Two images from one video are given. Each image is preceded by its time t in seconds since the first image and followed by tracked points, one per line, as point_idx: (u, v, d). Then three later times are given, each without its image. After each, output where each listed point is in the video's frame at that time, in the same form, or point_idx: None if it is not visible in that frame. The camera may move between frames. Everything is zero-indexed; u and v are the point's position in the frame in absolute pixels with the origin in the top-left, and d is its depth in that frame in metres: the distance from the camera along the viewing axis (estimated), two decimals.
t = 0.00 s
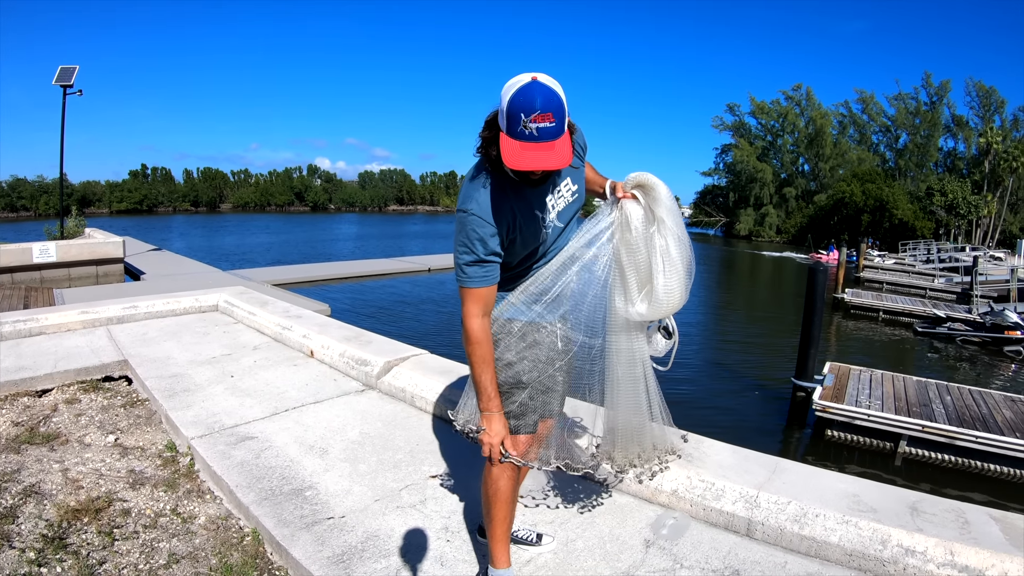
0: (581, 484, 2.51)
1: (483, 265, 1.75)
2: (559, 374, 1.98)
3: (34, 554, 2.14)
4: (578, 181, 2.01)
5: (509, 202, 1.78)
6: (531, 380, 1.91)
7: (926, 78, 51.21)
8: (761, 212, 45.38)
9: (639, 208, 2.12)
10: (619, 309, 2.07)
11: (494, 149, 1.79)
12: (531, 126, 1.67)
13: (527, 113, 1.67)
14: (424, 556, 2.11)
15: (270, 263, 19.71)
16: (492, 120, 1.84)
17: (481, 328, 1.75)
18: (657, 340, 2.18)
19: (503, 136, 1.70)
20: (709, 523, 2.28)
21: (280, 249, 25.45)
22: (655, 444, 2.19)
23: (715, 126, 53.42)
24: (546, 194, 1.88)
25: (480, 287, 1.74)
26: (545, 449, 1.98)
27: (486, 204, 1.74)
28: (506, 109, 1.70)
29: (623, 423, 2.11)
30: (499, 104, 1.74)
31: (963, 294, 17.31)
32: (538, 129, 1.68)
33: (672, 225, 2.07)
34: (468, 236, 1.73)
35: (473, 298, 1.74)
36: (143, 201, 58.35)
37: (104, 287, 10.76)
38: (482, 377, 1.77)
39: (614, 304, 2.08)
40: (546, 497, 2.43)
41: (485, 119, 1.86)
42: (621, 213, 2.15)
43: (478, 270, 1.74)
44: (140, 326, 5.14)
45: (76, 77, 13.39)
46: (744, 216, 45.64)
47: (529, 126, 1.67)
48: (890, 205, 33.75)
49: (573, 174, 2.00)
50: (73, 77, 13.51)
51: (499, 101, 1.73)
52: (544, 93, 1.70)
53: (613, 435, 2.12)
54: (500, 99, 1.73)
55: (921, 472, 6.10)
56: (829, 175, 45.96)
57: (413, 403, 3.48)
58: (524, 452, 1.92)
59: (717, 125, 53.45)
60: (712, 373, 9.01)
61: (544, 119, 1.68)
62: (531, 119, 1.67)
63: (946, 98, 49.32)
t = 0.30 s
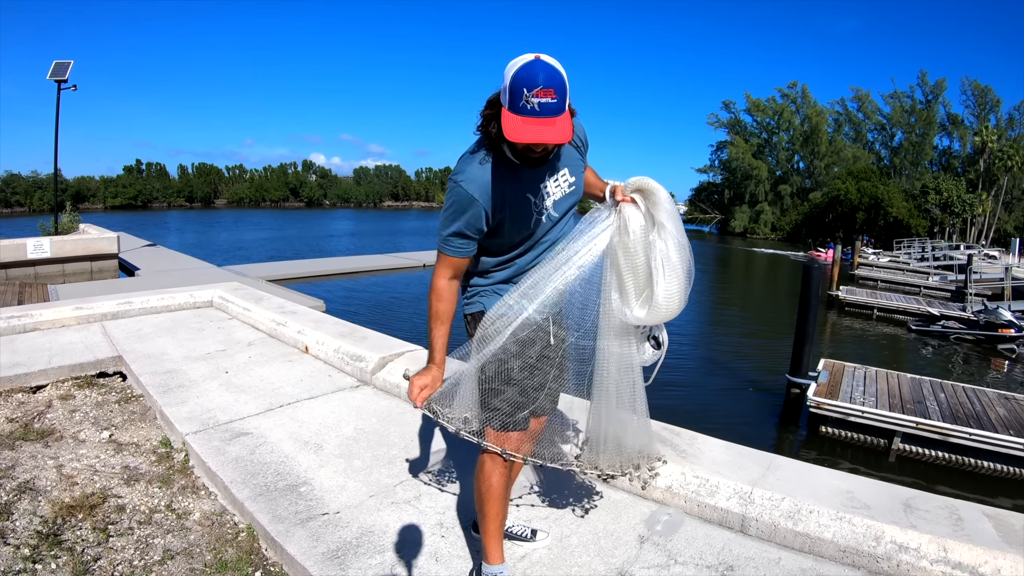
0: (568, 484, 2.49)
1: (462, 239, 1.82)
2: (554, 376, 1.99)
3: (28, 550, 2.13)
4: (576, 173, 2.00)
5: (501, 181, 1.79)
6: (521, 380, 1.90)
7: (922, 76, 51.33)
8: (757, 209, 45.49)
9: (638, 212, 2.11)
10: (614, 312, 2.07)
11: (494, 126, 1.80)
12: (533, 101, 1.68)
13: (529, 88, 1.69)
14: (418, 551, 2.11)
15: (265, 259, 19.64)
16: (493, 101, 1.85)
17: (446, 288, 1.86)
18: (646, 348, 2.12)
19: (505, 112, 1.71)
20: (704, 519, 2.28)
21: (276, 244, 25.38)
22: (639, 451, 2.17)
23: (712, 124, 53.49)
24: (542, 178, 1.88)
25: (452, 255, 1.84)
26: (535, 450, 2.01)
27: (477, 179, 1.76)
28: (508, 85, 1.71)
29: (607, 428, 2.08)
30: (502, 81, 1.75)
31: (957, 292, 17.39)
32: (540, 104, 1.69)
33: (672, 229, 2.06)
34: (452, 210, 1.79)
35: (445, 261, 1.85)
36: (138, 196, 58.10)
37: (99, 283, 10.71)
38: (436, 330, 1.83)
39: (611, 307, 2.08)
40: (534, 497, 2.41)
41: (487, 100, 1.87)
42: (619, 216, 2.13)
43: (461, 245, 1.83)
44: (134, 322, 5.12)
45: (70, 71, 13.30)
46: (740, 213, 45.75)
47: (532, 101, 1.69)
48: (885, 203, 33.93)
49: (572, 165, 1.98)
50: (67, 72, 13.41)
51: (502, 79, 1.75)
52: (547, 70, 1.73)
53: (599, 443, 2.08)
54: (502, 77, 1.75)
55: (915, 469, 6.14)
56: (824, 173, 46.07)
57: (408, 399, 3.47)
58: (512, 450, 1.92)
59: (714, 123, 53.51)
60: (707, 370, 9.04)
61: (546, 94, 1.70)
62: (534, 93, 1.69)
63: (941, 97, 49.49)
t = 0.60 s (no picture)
0: (538, 489, 2.46)
1: (449, 229, 1.86)
2: (545, 374, 2.00)
3: (28, 548, 2.13)
4: (577, 173, 1.99)
5: (497, 175, 1.79)
6: (511, 378, 1.91)
7: (920, 73, 51.31)
8: (755, 206, 45.54)
9: (634, 216, 2.11)
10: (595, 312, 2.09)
11: (495, 121, 1.81)
12: (533, 98, 1.69)
13: (530, 85, 1.69)
14: (417, 548, 2.12)
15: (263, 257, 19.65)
16: (497, 96, 1.86)
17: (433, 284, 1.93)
18: (625, 354, 2.18)
19: (506, 108, 1.71)
20: (701, 516, 2.29)
21: (274, 242, 25.36)
22: (599, 458, 2.19)
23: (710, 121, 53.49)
24: (542, 176, 1.88)
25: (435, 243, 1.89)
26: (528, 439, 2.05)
27: (474, 173, 1.78)
28: (510, 81, 1.72)
29: (580, 431, 2.14)
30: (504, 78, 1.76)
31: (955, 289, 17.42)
32: (540, 102, 1.69)
33: (662, 237, 2.08)
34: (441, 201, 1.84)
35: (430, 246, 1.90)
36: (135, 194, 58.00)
37: (96, 281, 10.70)
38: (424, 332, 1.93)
39: (591, 305, 2.08)
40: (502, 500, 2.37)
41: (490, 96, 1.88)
42: (615, 217, 2.13)
43: (448, 235, 1.87)
44: (132, 320, 5.12)
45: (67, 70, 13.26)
46: (737, 210, 45.78)
47: (532, 98, 1.69)
48: (882, 200, 34.01)
49: (572, 165, 1.98)
50: (65, 71, 13.36)
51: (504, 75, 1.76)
52: (549, 68, 1.73)
53: (563, 444, 2.14)
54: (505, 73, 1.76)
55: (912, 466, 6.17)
56: (822, 170, 46.07)
57: (406, 396, 3.47)
58: (501, 447, 1.92)
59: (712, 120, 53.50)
60: (705, 367, 9.06)
61: (546, 92, 1.70)
62: (534, 91, 1.69)
63: (939, 94, 49.50)
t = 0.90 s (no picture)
0: (515, 485, 2.48)
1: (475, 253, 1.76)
2: (541, 368, 2.01)
3: (27, 547, 2.13)
4: (572, 175, 2.03)
5: (500, 189, 1.78)
6: (514, 375, 1.91)
7: (919, 71, 51.34)
8: (754, 205, 45.55)
9: (626, 209, 2.11)
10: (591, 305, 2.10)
11: (488, 135, 1.80)
12: (525, 116, 1.69)
13: (522, 103, 1.69)
14: (416, 547, 2.12)
15: (262, 256, 19.65)
16: (490, 108, 1.85)
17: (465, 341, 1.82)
18: (616, 347, 2.18)
19: (498, 125, 1.71)
20: (699, 513, 2.30)
21: (273, 242, 25.35)
22: (572, 448, 2.16)
23: (708, 120, 53.53)
24: (540, 184, 1.89)
25: (468, 283, 1.77)
26: (525, 437, 2.05)
27: (476, 189, 1.74)
28: (503, 98, 1.71)
29: (557, 423, 2.08)
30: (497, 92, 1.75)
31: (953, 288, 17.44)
32: (532, 119, 1.69)
33: (655, 228, 2.07)
34: (462, 228, 1.73)
35: (463, 288, 1.77)
36: (134, 194, 57.98)
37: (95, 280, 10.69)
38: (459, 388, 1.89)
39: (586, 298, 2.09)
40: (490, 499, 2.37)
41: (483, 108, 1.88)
42: (607, 211, 2.13)
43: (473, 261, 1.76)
44: (131, 320, 5.12)
45: (66, 69, 13.25)
46: (736, 209, 45.79)
47: (523, 116, 1.69)
48: (881, 198, 34.09)
49: (567, 168, 2.01)
50: (63, 70, 13.35)
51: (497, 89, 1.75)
52: (542, 84, 1.72)
53: (540, 438, 2.06)
54: (497, 88, 1.75)
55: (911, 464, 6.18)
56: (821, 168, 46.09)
57: (405, 395, 3.48)
58: (505, 445, 1.93)
59: (710, 119, 53.54)
60: (704, 366, 9.07)
61: (539, 110, 1.70)
62: (526, 109, 1.69)
63: (938, 92, 49.55)
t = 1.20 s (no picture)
0: (528, 481, 2.51)
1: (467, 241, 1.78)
2: (542, 368, 2.02)
3: (26, 547, 2.13)
4: (569, 170, 2.02)
5: (494, 178, 1.78)
6: (513, 374, 1.91)
7: (918, 71, 51.38)
8: (753, 204, 45.57)
9: (620, 204, 2.10)
10: (586, 302, 2.11)
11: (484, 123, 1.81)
12: (520, 100, 1.69)
13: (517, 87, 1.70)
14: (416, 546, 2.12)
15: (260, 256, 19.62)
16: (485, 96, 1.87)
17: (459, 325, 1.82)
18: (618, 346, 2.20)
19: (493, 110, 1.71)
20: (698, 513, 2.30)
21: (272, 242, 25.35)
22: (586, 444, 2.21)
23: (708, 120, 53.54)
24: (535, 175, 1.89)
25: (460, 269, 1.78)
26: (537, 436, 2.12)
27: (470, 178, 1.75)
28: (497, 83, 1.72)
29: (565, 420, 2.13)
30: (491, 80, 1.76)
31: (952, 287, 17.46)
32: (527, 103, 1.70)
33: (650, 222, 2.06)
34: (455, 216, 1.74)
35: (455, 273, 1.78)
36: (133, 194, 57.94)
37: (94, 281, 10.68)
38: (452, 372, 1.88)
39: (582, 295, 2.11)
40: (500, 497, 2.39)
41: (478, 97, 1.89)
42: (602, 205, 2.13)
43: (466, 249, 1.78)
44: (130, 319, 5.12)
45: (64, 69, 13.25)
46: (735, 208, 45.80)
47: (519, 100, 1.69)
48: (880, 198, 34.16)
49: (563, 161, 2.00)
50: (62, 70, 13.34)
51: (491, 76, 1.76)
52: (536, 69, 1.73)
53: (552, 433, 2.12)
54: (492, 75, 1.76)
55: (909, 463, 6.20)
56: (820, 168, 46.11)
57: (404, 395, 3.48)
58: (503, 443, 1.93)
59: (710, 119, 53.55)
60: (703, 365, 9.07)
61: (534, 94, 1.70)
62: (521, 92, 1.69)
63: (936, 92, 49.61)
